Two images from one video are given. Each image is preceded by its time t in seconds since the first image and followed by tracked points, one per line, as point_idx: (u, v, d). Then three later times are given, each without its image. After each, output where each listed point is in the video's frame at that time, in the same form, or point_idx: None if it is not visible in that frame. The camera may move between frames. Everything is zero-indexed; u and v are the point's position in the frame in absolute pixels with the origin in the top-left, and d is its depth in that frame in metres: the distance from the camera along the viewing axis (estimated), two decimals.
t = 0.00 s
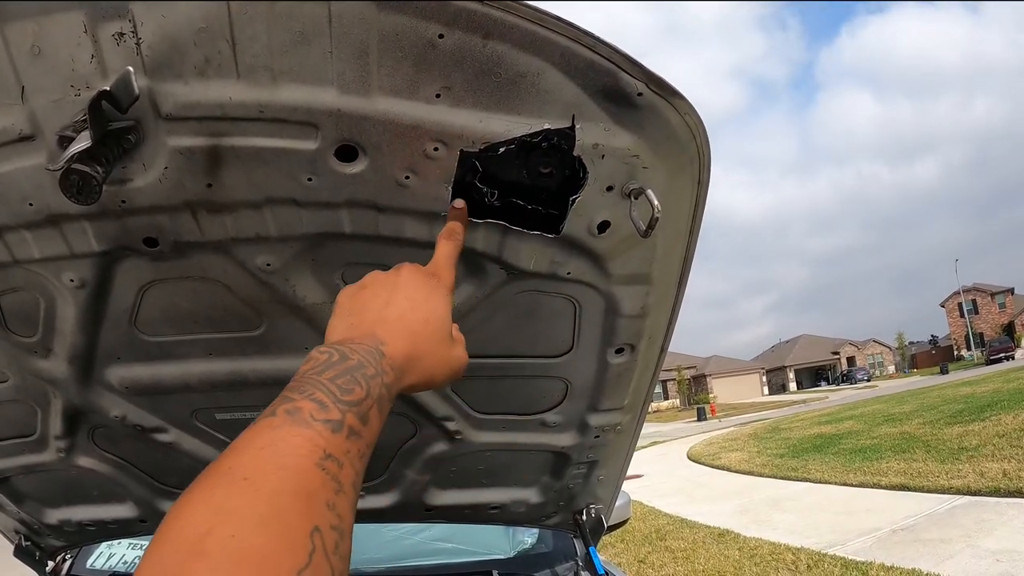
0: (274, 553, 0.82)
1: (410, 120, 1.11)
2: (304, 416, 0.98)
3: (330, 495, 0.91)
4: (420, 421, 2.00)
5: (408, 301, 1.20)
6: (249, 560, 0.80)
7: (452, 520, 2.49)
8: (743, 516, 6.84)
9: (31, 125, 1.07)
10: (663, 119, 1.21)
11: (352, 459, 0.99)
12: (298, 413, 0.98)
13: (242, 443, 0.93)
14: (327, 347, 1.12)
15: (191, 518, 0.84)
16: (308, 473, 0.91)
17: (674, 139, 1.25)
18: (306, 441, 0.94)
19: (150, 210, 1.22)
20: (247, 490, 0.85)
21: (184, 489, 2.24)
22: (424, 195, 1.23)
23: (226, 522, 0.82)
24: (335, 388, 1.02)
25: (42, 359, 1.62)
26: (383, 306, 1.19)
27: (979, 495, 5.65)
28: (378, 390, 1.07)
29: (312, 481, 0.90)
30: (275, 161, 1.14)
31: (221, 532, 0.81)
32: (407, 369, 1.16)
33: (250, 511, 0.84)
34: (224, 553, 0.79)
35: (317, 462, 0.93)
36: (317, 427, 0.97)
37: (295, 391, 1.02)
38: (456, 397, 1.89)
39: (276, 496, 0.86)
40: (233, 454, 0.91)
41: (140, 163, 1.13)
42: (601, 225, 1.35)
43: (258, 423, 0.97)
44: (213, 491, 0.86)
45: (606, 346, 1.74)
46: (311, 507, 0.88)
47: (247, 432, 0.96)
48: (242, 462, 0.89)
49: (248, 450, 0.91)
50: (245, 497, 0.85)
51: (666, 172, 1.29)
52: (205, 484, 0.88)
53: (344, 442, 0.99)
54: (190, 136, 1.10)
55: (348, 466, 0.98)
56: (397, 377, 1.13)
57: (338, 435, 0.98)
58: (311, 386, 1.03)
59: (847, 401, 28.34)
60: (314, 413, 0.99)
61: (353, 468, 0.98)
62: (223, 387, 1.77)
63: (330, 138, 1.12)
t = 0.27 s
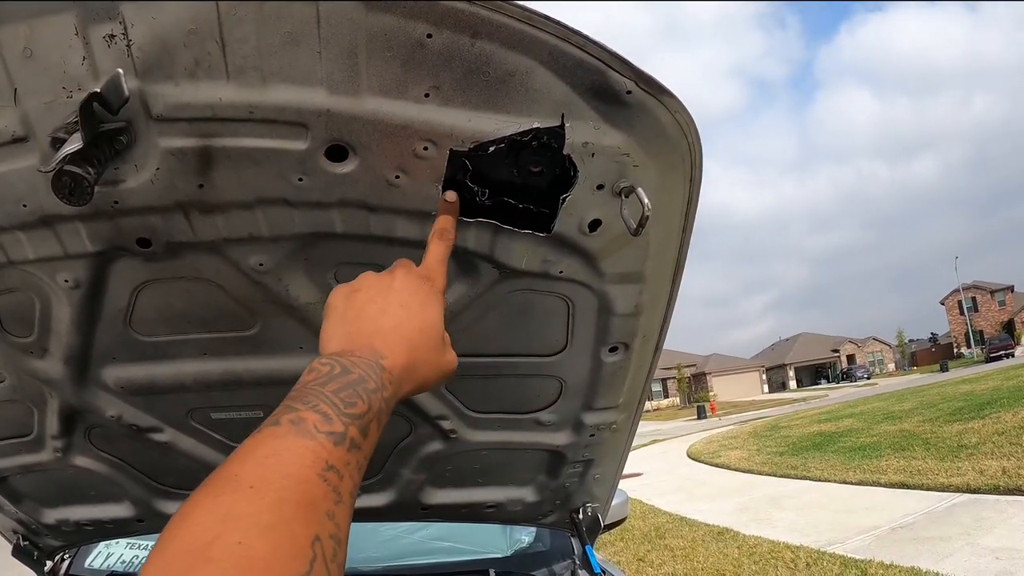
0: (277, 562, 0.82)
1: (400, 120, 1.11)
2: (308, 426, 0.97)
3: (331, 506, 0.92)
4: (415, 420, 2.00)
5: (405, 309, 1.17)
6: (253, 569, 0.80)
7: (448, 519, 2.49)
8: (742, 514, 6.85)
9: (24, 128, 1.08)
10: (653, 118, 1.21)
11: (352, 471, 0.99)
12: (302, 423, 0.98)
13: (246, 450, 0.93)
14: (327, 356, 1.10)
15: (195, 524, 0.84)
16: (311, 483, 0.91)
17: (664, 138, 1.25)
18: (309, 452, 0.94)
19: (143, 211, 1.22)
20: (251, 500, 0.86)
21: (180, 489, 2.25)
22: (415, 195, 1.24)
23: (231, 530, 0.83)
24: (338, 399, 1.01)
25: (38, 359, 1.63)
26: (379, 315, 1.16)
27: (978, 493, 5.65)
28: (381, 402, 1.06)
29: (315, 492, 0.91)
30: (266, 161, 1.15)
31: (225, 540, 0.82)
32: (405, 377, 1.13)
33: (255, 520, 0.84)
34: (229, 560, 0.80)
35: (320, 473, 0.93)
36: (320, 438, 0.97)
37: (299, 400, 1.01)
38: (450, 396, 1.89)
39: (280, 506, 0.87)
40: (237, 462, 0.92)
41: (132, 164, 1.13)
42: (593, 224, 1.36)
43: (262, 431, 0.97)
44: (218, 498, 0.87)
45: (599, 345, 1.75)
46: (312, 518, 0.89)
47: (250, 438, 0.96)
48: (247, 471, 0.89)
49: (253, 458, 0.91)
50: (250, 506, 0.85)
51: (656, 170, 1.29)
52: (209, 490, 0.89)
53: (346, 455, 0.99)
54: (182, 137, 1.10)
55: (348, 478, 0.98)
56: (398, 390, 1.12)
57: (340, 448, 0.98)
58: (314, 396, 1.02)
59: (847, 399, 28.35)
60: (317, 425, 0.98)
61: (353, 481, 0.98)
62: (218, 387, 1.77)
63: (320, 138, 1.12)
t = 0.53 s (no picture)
0: (264, 537, 0.80)
1: (393, 116, 1.11)
2: (298, 396, 0.96)
3: (322, 479, 0.90)
4: (412, 418, 2.00)
5: (404, 273, 1.16)
6: (239, 544, 0.78)
7: (446, 518, 2.49)
8: (741, 513, 6.85)
9: (16, 126, 1.07)
10: (648, 113, 1.21)
11: (346, 442, 0.98)
12: (292, 392, 0.96)
13: (232, 424, 0.92)
14: (321, 322, 1.08)
15: (177, 499, 0.82)
16: (301, 455, 0.89)
17: (659, 133, 1.25)
18: (299, 422, 0.93)
19: (137, 209, 1.22)
20: (237, 473, 0.84)
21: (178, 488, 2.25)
22: (409, 192, 1.23)
23: (213, 505, 0.80)
24: (330, 367, 1.01)
25: (34, 358, 1.63)
26: (377, 278, 1.15)
27: (978, 490, 5.65)
28: (374, 370, 1.06)
29: (304, 465, 0.89)
30: (259, 158, 1.14)
31: (207, 516, 0.79)
32: (401, 342, 1.13)
33: (239, 494, 0.82)
34: (212, 535, 0.77)
35: (310, 444, 0.91)
36: (311, 408, 0.95)
37: (289, 369, 1.00)
38: (447, 394, 1.89)
39: (267, 480, 0.85)
40: (224, 435, 0.90)
41: (125, 162, 1.13)
42: (588, 220, 1.36)
43: (250, 402, 0.96)
44: (202, 473, 0.85)
45: (596, 342, 1.74)
46: (301, 492, 0.87)
47: (238, 411, 0.94)
48: (233, 444, 0.88)
49: (239, 430, 0.90)
50: (235, 481, 0.83)
51: (651, 166, 1.29)
52: (193, 465, 0.87)
53: (338, 424, 0.97)
54: (175, 134, 1.10)
55: (341, 449, 0.96)
56: (393, 356, 1.11)
57: (332, 417, 0.97)
58: (305, 363, 1.01)
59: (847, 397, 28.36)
60: (308, 394, 0.97)
61: (346, 452, 0.97)
62: (214, 385, 1.77)
63: (313, 134, 1.12)
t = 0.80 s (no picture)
0: (305, 534, 0.81)
1: (390, 115, 1.11)
2: (343, 388, 0.96)
3: (364, 476, 0.90)
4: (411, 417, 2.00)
5: (451, 268, 1.16)
6: (279, 540, 0.79)
7: (445, 516, 2.50)
8: (741, 510, 6.86)
9: (14, 126, 1.08)
10: (644, 111, 1.21)
11: (388, 438, 0.98)
12: (338, 385, 0.96)
13: (276, 412, 0.92)
14: (368, 313, 1.09)
15: (216, 489, 0.82)
16: (345, 451, 0.90)
17: (656, 130, 1.25)
18: (344, 416, 0.93)
19: (135, 208, 1.22)
20: (279, 466, 0.84)
21: (177, 487, 2.26)
22: (406, 190, 1.24)
23: (253, 498, 0.81)
24: (377, 360, 1.01)
25: (33, 358, 1.63)
26: (426, 272, 1.14)
27: (977, 487, 5.66)
28: (420, 365, 1.06)
29: (347, 460, 0.89)
30: (256, 157, 1.15)
31: (247, 509, 0.80)
32: (448, 338, 1.13)
33: (281, 488, 0.82)
34: (253, 530, 0.78)
35: (354, 439, 0.92)
36: (356, 401, 0.95)
37: (335, 359, 1.00)
38: (445, 392, 1.90)
39: (309, 475, 0.85)
40: (266, 424, 0.90)
41: (123, 162, 1.13)
42: (585, 218, 1.36)
43: (295, 391, 0.96)
44: (244, 463, 0.85)
45: (594, 340, 1.75)
46: (342, 488, 0.87)
47: (283, 399, 0.95)
48: (276, 435, 0.88)
49: (283, 421, 0.90)
50: (277, 474, 0.83)
51: (648, 164, 1.29)
52: (234, 454, 0.87)
53: (382, 419, 0.98)
54: (172, 134, 1.10)
55: (384, 444, 0.96)
56: (440, 351, 1.11)
57: (377, 412, 0.97)
58: (352, 355, 1.01)
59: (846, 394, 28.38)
60: (354, 387, 0.97)
61: (388, 448, 0.97)
62: (213, 384, 1.77)
63: (310, 134, 1.12)
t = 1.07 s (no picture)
0: (340, 516, 0.80)
1: (384, 112, 1.11)
2: (379, 366, 0.97)
3: (400, 456, 0.90)
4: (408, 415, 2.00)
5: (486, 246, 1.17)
6: (313, 521, 0.79)
7: (444, 515, 2.50)
8: (740, 508, 6.87)
9: (9, 125, 1.07)
10: (640, 108, 1.21)
11: (426, 416, 0.98)
12: (373, 362, 0.97)
13: (311, 392, 0.92)
14: (404, 292, 1.10)
15: (250, 469, 0.83)
16: (380, 430, 0.90)
17: (651, 128, 1.25)
18: (380, 394, 0.93)
19: (130, 207, 1.22)
20: (314, 446, 0.84)
21: (175, 486, 2.26)
22: (401, 188, 1.24)
23: (288, 479, 0.81)
24: (413, 338, 1.01)
25: (30, 357, 1.63)
26: (461, 251, 1.15)
27: (976, 485, 5.67)
28: (456, 344, 1.06)
29: (382, 440, 0.89)
30: (250, 156, 1.14)
31: (281, 490, 0.80)
32: (486, 317, 1.14)
33: (316, 469, 0.82)
34: (287, 511, 0.78)
35: (390, 418, 0.92)
36: (392, 379, 0.96)
37: (370, 338, 1.01)
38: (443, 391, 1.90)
39: (343, 456, 0.85)
40: (301, 403, 0.91)
41: (118, 161, 1.13)
42: (581, 216, 1.36)
43: (330, 369, 0.97)
44: (279, 443, 0.85)
45: (591, 338, 1.75)
46: (378, 468, 0.87)
47: (317, 378, 0.95)
48: (310, 415, 0.88)
49: (318, 399, 0.90)
50: (312, 454, 0.83)
51: (644, 162, 1.29)
52: (269, 433, 0.87)
53: (418, 398, 0.98)
54: (167, 133, 1.10)
55: (421, 424, 0.96)
56: (478, 329, 1.12)
57: (413, 391, 0.97)
58: (387, 332, 1.02)
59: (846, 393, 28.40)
60: (390, 364, 0.98)
61: (425, 426, 0.97)
62: (210, 383, 1.77)
63: (304, 132, 1.12)
